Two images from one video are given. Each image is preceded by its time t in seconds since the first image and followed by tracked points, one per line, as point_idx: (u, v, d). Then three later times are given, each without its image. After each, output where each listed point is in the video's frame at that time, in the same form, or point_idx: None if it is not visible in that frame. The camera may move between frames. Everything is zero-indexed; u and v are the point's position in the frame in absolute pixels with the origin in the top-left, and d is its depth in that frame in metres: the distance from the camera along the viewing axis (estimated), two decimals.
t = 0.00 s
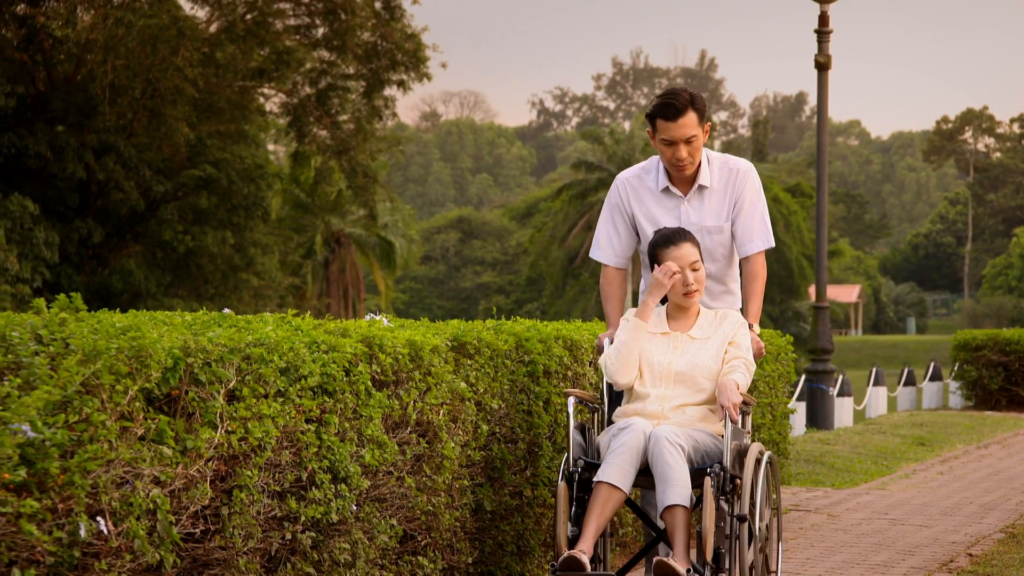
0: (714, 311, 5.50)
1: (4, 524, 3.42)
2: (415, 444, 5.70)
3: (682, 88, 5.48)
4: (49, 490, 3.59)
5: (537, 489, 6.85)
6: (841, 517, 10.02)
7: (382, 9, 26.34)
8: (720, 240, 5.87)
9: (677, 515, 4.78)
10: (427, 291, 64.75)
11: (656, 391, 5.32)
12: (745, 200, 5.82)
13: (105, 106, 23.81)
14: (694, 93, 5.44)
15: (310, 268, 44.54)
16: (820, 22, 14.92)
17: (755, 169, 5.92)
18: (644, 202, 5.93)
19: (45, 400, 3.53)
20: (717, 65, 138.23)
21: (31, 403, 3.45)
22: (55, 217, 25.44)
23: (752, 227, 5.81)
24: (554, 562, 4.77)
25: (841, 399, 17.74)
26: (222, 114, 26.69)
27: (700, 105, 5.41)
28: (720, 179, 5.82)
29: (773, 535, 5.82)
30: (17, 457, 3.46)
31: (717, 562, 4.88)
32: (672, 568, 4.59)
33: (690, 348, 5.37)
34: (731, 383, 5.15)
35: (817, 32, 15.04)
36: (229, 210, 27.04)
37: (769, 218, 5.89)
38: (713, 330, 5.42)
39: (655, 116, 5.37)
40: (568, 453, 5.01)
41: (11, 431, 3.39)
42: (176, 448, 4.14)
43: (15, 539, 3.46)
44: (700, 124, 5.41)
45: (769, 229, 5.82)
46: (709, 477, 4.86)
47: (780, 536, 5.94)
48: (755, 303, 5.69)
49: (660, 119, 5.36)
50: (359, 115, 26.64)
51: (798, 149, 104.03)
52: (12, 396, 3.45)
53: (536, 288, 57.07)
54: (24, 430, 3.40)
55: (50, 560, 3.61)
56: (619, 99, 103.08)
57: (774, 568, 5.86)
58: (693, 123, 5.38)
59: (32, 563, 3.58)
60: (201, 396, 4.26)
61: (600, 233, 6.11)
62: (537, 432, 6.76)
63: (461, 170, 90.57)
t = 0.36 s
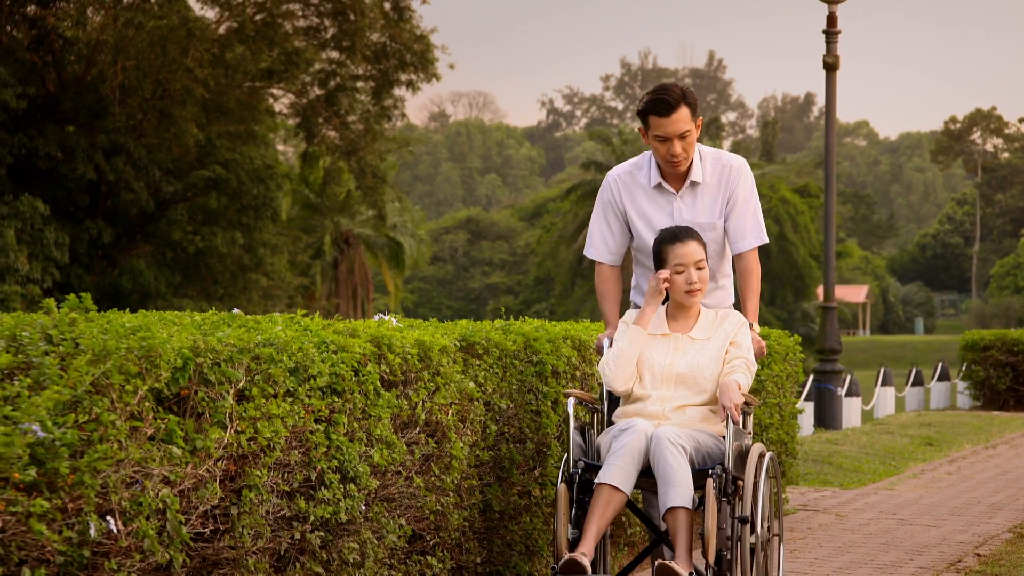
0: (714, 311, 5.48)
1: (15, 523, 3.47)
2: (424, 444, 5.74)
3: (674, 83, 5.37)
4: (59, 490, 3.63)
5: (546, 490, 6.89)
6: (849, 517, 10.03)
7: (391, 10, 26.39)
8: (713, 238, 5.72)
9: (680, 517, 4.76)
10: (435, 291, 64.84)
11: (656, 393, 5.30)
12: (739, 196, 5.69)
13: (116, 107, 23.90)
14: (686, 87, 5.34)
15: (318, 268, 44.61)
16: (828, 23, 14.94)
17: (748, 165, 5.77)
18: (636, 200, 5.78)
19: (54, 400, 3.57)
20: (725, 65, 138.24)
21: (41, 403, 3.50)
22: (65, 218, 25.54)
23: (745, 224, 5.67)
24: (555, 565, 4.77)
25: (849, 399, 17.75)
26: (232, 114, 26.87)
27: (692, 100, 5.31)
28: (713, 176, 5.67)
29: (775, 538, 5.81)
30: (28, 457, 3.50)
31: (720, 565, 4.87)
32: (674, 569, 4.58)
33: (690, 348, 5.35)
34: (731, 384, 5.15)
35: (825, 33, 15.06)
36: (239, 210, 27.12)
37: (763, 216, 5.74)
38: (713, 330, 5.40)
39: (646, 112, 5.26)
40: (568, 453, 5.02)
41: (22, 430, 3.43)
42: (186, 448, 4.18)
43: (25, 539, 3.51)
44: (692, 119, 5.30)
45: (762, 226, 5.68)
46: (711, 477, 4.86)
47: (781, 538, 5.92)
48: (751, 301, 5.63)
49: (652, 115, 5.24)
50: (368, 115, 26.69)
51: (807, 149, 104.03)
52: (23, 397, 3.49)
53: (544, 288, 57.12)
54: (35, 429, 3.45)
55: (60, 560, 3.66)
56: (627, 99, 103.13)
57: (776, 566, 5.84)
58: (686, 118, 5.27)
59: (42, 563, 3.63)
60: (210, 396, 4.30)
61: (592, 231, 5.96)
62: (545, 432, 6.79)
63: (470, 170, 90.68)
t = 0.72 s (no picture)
0: (711, 311, 5.45)
1: (19, 523, 3.49)
2: (428, 444, 5.75)
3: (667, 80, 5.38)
4: (64, 490, 3.65)
5: (548, 490, 6.88)
6: (853, 517, 10.04)
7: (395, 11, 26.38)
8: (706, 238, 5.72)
9: (678, 519, 4.77)
10: (439, 292, 64.86)
11: (653, 393, 5.28)
12: (732, 197, 5.68)
13: (120, 107, 23.92)
14: (681, 85, 5.34)
15: (322, 269, 44.64)
16: (831, 23, 14.93)
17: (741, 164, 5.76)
18: (629, 200, 5.77)
19: (59, 401, 3.59)
20: (728, 66, 138.21)
21: (45, 404, 3.51)
22: (69, 218, 25.57)
23: (739, 224, 5.67)
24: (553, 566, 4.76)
25: (852, 399, 17.73)
26: (236, 115, 26.93)
27: (688, 98, 5.31)
28: (706, 177, 5.66)
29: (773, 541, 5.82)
30: (33, 457, 3.52)
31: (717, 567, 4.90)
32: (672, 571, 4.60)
33: (686, 348, 5.33)
34: (731, 384, 5.13)
35: (829, 33, 15.05)
36: (243, 211, 27.16)
37: (757, 215, 5.73)
38: (709, 330, 5.37)
39: (641, 109, 5.27)
40: (564, 455, 5.00)
41: (26, 430, 3.45)
42: (190, 448, 4.20)
43: (30, 539, 3.53)
44: (688, 115, 5.31)
45: (756, 226, 5.69)
46: (709, 480, 4.87)
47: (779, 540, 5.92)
48: (750, 300, 5.65)
49: (647, 112, 5.25)
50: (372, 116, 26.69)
51: (810, 150, 103.96)
52: (28, 397, 3.51)
53: (548, 289, 57.12)
54: (39, 430, 3.47)
55: (64, 560, 3.69)
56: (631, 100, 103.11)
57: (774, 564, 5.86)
58: (680, 116, 5.27)
59: (46, 563, 3.66)
60: (215, 396, 4.32)
61: (587, 232, 5.93)
62: (549, 432, 6.79)
63: (474, 171, 90.71)
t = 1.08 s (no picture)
0: (706, 310, 5.34)
1: (21, 524, 3.49)
2: (429, 445, 5.76)
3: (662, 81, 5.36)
4: (66, 490, 3.66)
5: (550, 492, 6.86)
6: (855, 518, 10.04)
7: (397, 12, 26.41)
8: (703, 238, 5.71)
9: (673, 518, 4.66)
10: (441, 292, 64.95)
11: (647, 395, 5.17)
12: (729, 197, 5.67)
13: (123, 108, 23.96)
14: (676, 84, 5.32)
15: (324, 269, 44.69)
16: (833, 24, 14.94)
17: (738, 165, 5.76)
18: (625, 200, 5.75)
19: (61, 401, 3.60)
20: (730, 66, 138.24)
21: (48, 404, 3.52)
22: (72, 219, 25.61)
23: (736, 224, 5.65)
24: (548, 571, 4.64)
25: (854, 400, 17.74)
26: (238, 115, 26.95)
27: (684, 99, 5.29)
28: (703, 176, 5.65)
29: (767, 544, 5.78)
30: (34, 458, 3.53)
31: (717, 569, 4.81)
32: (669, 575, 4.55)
33: (681, 349, 5.22)
34: (726, 385, 4.96)
35: (830, 33, 15.06)
36: (245, 212, 27.19)
37: (754, 215, 5.72)
38: (704, 330, 5.26)
39: (635, 110, 5.24)
40: (557, 456, 4.87)
41: (29, 431, 3.46)
42: (192, 449, 4.21)
43: (32, 540, 3.54)
44: (682, 116, 5.28)
45: (753, 226, 5.67)
46: (705, 481, 4.76)
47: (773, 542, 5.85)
48: (744, 300, 5.59)
49: (642, 112, 5.23)
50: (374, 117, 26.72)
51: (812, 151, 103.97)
52: (30, 397, 3.52)
53: (550, 289, 57.17)
54: (42, 430, 3.47)
55: (66, 561, 3.69)
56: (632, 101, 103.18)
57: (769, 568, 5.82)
58: (675, 116, 5.25)
59: (50, 564, 3.67)
60: (217, 397, 4.33)
61: (582, 232, 5.91)
62: (550, 433, 6.78)
63: (476, 172, 90.85)
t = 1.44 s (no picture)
0: (702, 311, 5.27)
1: (24, 525, 3.50)
2: (432, 446, 5.76)
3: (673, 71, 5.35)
4: (69, 491, 3.66)
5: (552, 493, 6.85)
6: (857, 518, 10.05)
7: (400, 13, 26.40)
8: (708, 235, 5.67)
9: (660, 517, 4.60)
10: (444, 293, 64.96)
11: (643, 397, 5.12)
12: (737, 194, 5.65)
13: (125, 109, 23.99)
14: (687, 74, 5.30)
15: (327, 270, 44.73)
16: (835, 25, 14.94)
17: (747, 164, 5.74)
18: (630, 193, 5.71)
19: (64, 402, 3.60)
20: (732, 67, 138.25)
21: (50, 405, 3.53)
22: (74, 220, 25.65)
23: (742, 222, 5.62)
24: None
25: (857, 401, 17.74)
26: (240, 116, 27.04)
27: (692, 87, 5.26)
28: (711, 171, 5.63)
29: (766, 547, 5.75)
30: (37, 458, 3.53)
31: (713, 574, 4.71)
32: None
33: (677, 351, 5.15)
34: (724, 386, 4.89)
35: (833, 34, 15.07)
36: (248, 212, 27.23)
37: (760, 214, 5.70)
38: (700, 330, 5.19)
39: (645, 93, 5.21)
40: (552, 462, 4.77)
41: (32, 432, 3.47)
42: (194, 449, 4.22)
43: (34, 540, 3.54)
44: (692, 104, 5.26)
45: (759, 226, 5.64)
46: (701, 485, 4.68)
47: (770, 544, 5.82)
48: (744, 300, 5.54)
49: (652, 96, 5.20)
50: (377, 118, 26.73)
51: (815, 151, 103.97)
52: (34, 398, 3.53)
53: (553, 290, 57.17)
54: (45, 431, 3.48)
55: (69, 561, 3.70)
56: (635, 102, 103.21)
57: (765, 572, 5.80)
58: (684, 103, 5.22)
59: (53, 564, 3.67)
60: (219, 398, 4.33)
61: (584, 226, 5.86)
62: (553, 435, 6.77)
63: (478, 172, 90.93)
